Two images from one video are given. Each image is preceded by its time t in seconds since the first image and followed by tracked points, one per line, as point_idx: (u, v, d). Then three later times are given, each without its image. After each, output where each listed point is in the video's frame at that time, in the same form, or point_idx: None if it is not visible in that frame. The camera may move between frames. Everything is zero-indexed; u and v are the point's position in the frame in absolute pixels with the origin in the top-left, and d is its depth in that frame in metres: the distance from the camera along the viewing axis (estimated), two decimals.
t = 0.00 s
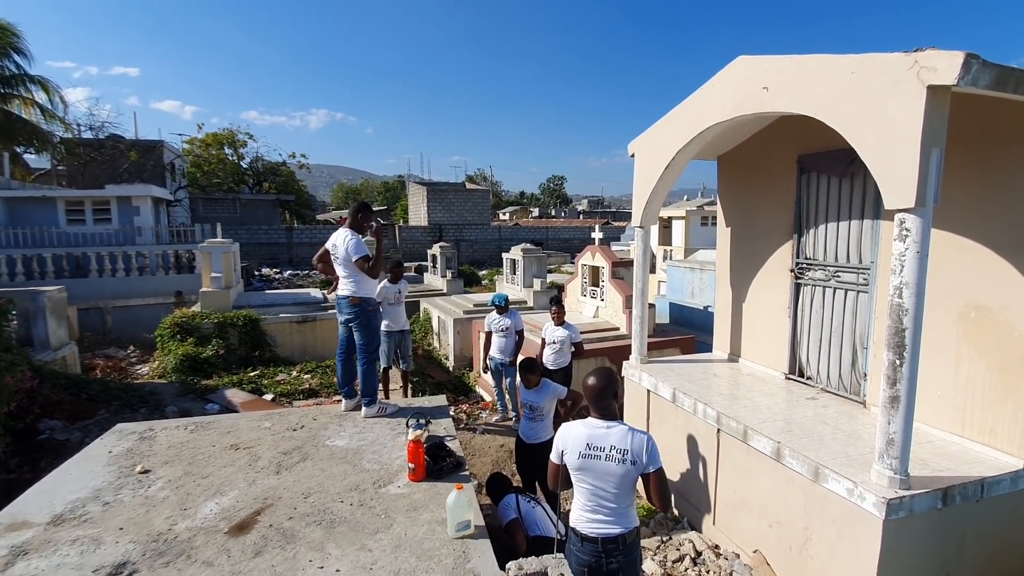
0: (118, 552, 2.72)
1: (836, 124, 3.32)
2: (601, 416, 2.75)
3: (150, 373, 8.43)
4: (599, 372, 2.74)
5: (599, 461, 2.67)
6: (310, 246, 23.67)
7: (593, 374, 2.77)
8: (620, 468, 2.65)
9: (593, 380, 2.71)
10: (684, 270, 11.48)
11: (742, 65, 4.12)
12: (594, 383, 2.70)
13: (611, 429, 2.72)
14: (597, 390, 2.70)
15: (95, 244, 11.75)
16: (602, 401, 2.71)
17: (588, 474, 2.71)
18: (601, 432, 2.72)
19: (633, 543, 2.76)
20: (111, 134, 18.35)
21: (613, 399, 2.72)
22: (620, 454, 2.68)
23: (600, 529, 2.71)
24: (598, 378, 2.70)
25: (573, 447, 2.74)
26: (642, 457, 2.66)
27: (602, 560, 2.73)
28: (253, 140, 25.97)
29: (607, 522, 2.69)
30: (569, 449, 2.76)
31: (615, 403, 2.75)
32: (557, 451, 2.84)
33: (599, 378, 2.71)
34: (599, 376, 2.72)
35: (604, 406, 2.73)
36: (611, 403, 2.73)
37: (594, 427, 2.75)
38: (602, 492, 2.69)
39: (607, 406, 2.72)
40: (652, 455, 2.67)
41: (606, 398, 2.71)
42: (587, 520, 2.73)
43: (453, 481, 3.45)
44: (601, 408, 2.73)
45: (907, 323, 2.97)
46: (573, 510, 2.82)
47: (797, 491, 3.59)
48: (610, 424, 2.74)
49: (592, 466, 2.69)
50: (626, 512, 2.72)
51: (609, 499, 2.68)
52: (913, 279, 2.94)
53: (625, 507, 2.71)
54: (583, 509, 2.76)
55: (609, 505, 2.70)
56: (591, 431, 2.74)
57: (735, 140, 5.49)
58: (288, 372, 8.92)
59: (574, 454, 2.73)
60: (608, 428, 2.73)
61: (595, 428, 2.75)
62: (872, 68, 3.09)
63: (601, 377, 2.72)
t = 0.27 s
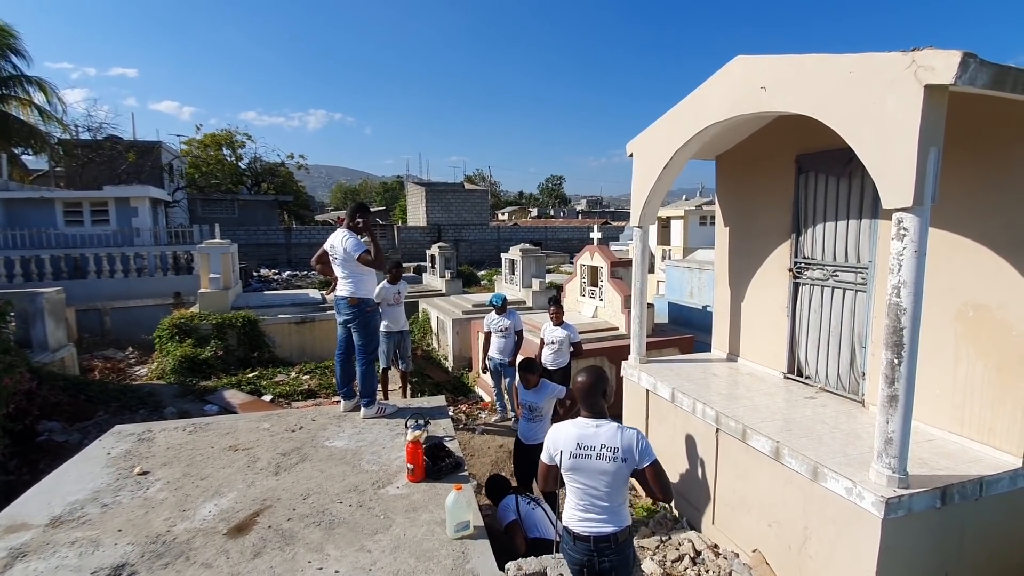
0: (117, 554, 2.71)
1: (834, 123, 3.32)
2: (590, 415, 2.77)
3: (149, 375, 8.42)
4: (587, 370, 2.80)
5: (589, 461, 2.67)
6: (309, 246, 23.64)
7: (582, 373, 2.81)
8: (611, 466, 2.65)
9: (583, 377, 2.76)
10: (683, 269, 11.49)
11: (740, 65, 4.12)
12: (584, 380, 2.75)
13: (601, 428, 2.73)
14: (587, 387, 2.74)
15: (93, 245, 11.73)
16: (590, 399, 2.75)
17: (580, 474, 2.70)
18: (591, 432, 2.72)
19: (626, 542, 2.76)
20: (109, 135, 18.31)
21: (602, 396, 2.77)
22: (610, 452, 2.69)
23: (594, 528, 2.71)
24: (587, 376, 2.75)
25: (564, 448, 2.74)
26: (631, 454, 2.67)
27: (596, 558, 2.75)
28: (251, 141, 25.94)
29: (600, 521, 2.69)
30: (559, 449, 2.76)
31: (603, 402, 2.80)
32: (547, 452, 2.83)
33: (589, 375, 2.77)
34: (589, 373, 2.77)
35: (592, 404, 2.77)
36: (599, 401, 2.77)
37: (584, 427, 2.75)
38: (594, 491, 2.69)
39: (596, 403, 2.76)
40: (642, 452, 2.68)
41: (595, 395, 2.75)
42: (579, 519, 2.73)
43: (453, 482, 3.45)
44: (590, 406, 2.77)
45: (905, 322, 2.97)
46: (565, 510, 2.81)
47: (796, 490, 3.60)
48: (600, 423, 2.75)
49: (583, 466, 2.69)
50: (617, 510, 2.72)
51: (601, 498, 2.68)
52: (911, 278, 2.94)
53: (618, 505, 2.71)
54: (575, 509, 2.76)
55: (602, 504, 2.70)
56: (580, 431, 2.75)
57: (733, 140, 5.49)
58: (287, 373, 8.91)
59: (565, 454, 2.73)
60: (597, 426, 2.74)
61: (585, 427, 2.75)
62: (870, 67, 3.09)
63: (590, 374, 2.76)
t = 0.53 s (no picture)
0: (114, 556, 2.71)
1: (830, 123, 3.33)
2: (583, 415, 2.78)
3: (146, 376, 8.40)
4: (581, 369, 2.80)
5: (582, 461, 2.68)
6: (307, 247, 23.61)
7: (575, 372, 2.81)
8: (604, 466, 2.66)
9: (576, 376, 2.76)
10: (680, 269, 11.50)
11: (737, 66, 4.13)
12: (577, 379, 2.75)
13: (593, 427, 2.73)
14: (580, 387, 2.75)
15: (90, 247, 11.70)
16: (583, 399, 2.76)
17: (573, 474, 2.70)
18: (584, 432, 2.73)
19: (620, 542, 2.76)
20: (106, 136, 18.26)
21: (595, 395, 2.77)
22: (603, 452, 2.69)
23: (588, 528, 2.71)
24: (580, 375, 2.76)
25: (557, 448, 2.74)
26: (624, 454, 2.68)
27: (589, 558, 2.75)
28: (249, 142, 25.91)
29: (594, 520, 2.70)
30: (552, 450, 2.75)
31: (596, 402, 2.80)
32: (541, 454, 2.82)
33: (582, 374, 2.76)
34: (582, 373, 2.77)
35: (585, 404, 2.78)
36: (593, 401, 2.78)
37: (577, 427, 2.76)
38: (587, 491, 2.70)
39: (588, 403, 2.77)
40: (634, 452, 2.69)
41: (588, 394, 2.75)
42: (574, 519, 2.73)
43: (450, 482, 3.45)
44: (583, 406, 2.78)
45: (901, 322, 2.98)
46: (559, 510, 2.81)
47: (794, 490, 3.61)
48: (592, 423, 2.75)
49: (577, 466, 2.69)
50: (611, 509, 2.73)
51: (595, 498, 2.68)
52: (907, 278, 2.95)
53: (612, 504, 2.72)
54: (569, 509, 2.76)
55: (596, 504, 2.70)
56: (573, 431, 2.75)
57: (730, 140, 5.50)
58: (284, 374, 8.90)
59: (558, 455, 2.73)
60: (590, 426, 2.75)
61: (578, 428, 2.75)
62: (865, 68, 3.10)
63: (583, 373, 2.77)
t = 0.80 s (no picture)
0: (105, 559, 2.68)
1: (820, 124, 3.35)
2: (576, 415, 2.78)
3: (137, 378, 8.33)
4: (574, 369, 2.80)
5: (574, 461, 2.68)
6: (300, 248, 23.51)
7: (569, 372, 2.82)
8: (595, 468, 2.66)
9: (569, 376, 2.77)
10: (674, 269, 11.54)
11: (728, 67, 4.15)
12: (570, 379, 2.76)
13: (586, 428, 2.73)
14: (573, 387, 2.74)
15: (81, 248, 11.60)
16: (577, 398, 2.75)
17: (565, 475, 2.71)
18: (577, 432, 2.72)
19: (613, 542, 2.77)
20: (97, 136, 18.10)
21: (588, 396, 2.76)
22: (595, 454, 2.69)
23: (580, 528, 2.72)
24: (573, 375, 2.76)
25: (549, 449, 2.74)
26: (616, 456, 2.66)
27: (582, 557, 2.76)
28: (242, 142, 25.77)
29: (586, 520, 2.70)
30: (545, 450, 2.76)
31: (590, 402, 2.79)
32: (534, 454, 2.83)
33: (575, 374, 2.78)
34: (575, 373, 2.78)
35: (579, 404, 2.77)
36: (587, 401, 2.77)
37: (570, 427, 2.76)
38: (579, 492, 2.70)
39: (582, 403, 2.76)
40: (626, 454, 2.67)
41: (582, 394, 2.75)
42: (566, 519, 2.74)
43: (444, 483, 3.45)
44: (576, 407, 2.77)
45: (891, 321, 3.00)
46: (552, 510, 2.82)
47: (786, 489, 3.63)
48: (585, 423, 2.75)
49: (568, 466, 2.69)
50: (604, 510, 2.73)
51: (587, 499, 2.69)
52: (897, 278, 2.97)
53: (604, 505, 2.72)
54: (562, 509, 2.77)
55: (588, 504, 2.71)
56: (566, 431, 2.75)
57: (722, 141, 5.53)
58: (277, 376, 8.85)
59: (550, 455, 2.73)
60: (582, 427, 2.74)
61: (570, 428, 2.75)
62: (855, 69, 3.12)
63: (576, 374, 2.78)
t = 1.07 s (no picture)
0: (86, 564, 2.64)
1: (804, 126, 3.39)
2: (566, 415, 2.79)
3: (120, 380, 8.21)
4: (564, 370, 2.82)
5: (562, 461, 2.69)
6: (287, 248, 23.30)
7: (559, 372, 2.84)
8: (584, 468, 2.66)
9: (558, 376, 2.78)
10: (661, 270, 11.62)
11: (713, 69, 4.19)
12: (560, 380, 2.77)
13: (575, 429, 2.74)
14: (562, 387, 2.77)
15: (61, 248, 11.39)
16: (566, 398, 2.78)
17: (554, 475, 2.72)
18: (566, 432, 2.74)
19: (602, 542, 2.77)
20: (79, 134, 17.77)
21: (577, 396, 2.79)
22: (583, 454, 2.69)
23: (569, 528, 2.72)
24: (563, 376, 2.77)
25: (538, 448, 2.76)
26: (604, 456, 2.67)
27: (571, 558, 2.76)
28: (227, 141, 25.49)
29: (574, 520, 2.70)
30: (534, 450, 2.77)
31: (579, 402, 2.82)
32: (524, 454, 2.85)
33: (564, 375, 2.79)
34: (564, 374, 2.79)
35: (569, 404, 2.79)
36: (576, 401, 2.79)
37: (559, 427, 2.77)
38: (568, 492, 2.70)
39: (571, 403, 2.79)
40: (615, 454, 2.67)
41: (571, 394, 2.78)
42: (555, 519, 2.74)
43: (431, 485, 3.44)
44: (566, 406, 2.80)
45: (873, 321, 3.05)
46: (541, 510, 2.83)
47: (770, 486, 3.67)
48: (574, 424, 2.76)
49: (557, 466, 2.70)
50: (593, 510, 2.73)
51: (575, 499, 2.69)
52: (878, 278, 3.02)
53: (592, 505, 2.72)
54: (551, 509, 2.77)
55: (576, 505, 2.71)
56: (555, 431, 2.76)
57: (708, 142, 5.57)
58: (263, 377, 8.76)
59: (540, 455, 2.75)
60: (572, 427, 2.75)
61: (560, 428, 2.77)
62: (838, 72, 3.16)
63: (565, 374, 2.79)
